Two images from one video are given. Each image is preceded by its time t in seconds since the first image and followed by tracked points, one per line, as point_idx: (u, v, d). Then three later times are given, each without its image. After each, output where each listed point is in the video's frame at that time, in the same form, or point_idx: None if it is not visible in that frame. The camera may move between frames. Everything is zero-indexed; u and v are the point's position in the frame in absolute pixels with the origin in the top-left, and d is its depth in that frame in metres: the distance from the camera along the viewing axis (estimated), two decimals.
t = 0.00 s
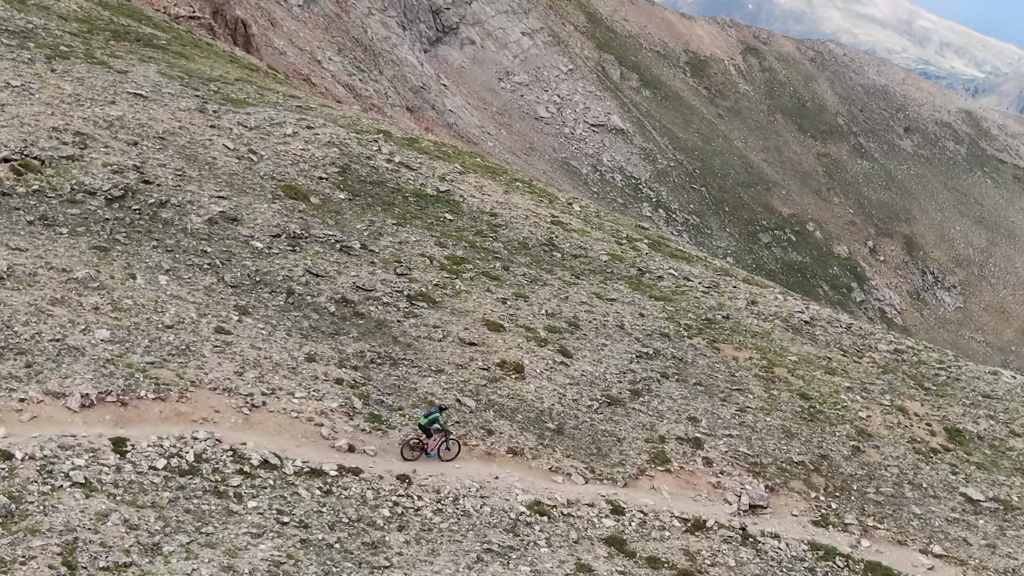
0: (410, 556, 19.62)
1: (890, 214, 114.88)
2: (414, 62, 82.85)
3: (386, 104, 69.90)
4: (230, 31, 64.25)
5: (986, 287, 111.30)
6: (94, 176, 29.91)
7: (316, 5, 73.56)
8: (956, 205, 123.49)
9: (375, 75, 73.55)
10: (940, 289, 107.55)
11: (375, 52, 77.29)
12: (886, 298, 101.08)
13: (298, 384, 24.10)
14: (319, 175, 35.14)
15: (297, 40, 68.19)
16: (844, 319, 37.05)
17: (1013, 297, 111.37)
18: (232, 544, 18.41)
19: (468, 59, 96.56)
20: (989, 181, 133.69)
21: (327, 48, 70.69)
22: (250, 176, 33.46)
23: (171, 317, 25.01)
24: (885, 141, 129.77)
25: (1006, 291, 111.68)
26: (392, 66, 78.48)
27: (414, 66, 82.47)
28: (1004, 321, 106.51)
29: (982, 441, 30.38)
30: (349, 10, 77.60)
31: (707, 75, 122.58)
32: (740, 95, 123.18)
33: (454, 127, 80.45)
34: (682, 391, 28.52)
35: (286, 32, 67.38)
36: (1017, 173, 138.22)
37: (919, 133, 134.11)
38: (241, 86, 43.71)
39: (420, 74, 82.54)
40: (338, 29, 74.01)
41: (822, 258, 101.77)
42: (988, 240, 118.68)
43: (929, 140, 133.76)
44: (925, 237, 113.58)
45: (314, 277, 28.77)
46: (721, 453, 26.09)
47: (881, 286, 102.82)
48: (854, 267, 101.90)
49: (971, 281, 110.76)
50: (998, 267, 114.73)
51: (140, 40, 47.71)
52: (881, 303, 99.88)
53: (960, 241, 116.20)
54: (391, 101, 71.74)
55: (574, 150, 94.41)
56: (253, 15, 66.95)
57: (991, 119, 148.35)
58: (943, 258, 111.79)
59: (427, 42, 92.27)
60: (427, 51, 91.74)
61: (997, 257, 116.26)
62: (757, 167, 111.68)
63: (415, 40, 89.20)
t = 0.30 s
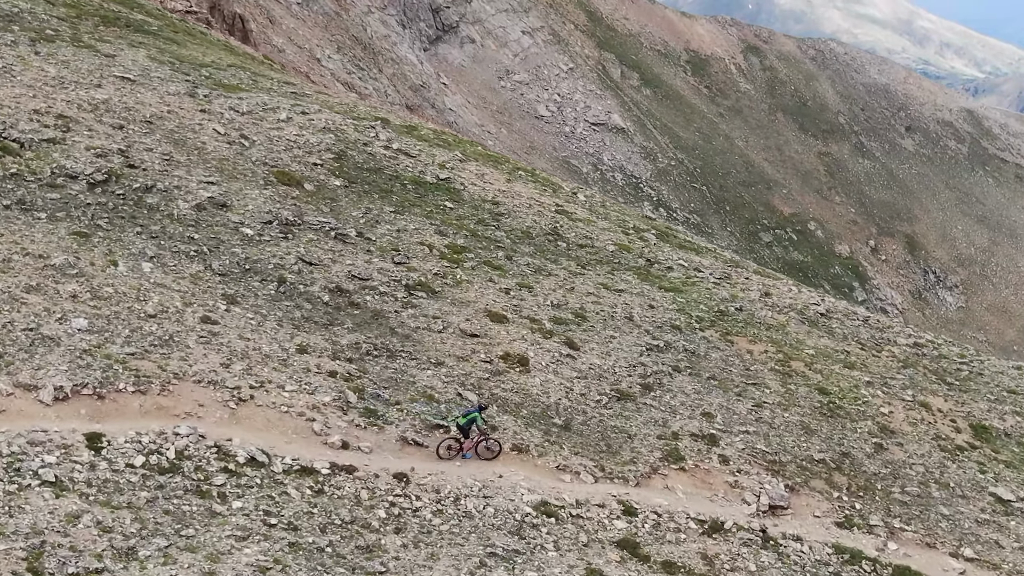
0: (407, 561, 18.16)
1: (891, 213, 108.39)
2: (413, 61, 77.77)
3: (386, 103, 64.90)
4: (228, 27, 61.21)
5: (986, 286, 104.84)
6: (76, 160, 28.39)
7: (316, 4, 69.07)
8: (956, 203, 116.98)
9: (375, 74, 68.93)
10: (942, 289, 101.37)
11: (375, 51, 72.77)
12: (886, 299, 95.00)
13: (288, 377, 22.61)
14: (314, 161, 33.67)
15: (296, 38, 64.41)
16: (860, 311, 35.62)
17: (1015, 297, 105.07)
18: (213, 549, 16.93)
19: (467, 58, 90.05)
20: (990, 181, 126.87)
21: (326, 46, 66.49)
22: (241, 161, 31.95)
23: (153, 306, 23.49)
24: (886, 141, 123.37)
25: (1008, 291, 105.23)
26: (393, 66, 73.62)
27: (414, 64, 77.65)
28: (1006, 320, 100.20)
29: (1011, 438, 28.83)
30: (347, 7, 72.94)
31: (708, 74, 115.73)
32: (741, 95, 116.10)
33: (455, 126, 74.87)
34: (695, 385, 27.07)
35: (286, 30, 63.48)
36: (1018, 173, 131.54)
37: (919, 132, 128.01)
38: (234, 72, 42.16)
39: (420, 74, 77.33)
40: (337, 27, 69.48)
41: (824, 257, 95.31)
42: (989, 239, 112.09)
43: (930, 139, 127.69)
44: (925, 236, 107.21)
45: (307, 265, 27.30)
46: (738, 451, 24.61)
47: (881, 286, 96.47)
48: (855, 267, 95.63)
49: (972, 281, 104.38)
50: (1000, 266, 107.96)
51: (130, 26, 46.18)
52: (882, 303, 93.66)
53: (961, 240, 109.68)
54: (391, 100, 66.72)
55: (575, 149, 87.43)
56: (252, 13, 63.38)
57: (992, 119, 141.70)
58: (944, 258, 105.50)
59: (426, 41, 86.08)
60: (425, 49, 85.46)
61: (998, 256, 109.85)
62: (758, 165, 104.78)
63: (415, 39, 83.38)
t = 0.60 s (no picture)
0: (405, 557, 16.92)
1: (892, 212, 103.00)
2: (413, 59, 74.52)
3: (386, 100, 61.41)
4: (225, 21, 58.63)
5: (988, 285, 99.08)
6: (59, 140, 27.12)
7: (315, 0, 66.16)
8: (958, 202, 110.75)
9: (375, 73, 65.75)
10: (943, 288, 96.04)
11: (375, 48, 69.56)
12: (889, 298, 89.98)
13: (280, 363, 21.35)
14: (309, 144, 32.45)
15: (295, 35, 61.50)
16: (875, 300, 34.42)
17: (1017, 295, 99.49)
18: (196, 545, 15.65)
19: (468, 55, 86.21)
20: (992, 179, 120.31)
21: (326, 43, 63.52)
22: (232, 144, 30.66)
23: (137, 290, 22.23)
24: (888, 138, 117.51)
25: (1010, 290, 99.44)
26: (392, 64, 70.41)
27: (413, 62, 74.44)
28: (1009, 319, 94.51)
29: None
30: (346, 6, 69.62)
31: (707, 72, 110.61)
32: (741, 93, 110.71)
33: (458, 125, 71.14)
34: (706, 373, 25.87)
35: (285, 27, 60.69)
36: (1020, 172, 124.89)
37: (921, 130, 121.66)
38: (227, 55, 40.89)
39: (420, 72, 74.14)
40: (336, 25, 66.35)
41: (824, 256, 90.44)
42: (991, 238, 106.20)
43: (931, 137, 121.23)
44: (926, 234, 101.32)
45: (300, 248, 26.06)
46: (754, 442, 23.37)
47: (883, 286, 91.52)
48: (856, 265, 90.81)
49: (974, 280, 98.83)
50: (1001, 265, 102.36)
51: (121, 9, 44.82)
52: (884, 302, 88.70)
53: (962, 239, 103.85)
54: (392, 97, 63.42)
55: (575, 148, 83.49)
56: (250, 9, 60.38)
57: (993, 116, 134.87)
58: (946, 256, 100.12)
59: (426, 40, 81.95)
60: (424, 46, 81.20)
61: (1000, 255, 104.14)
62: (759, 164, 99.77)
63: (414, 37, 79.34)
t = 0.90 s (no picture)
0: (403, 549, 15.97)
1: (895, 211, 100.94)
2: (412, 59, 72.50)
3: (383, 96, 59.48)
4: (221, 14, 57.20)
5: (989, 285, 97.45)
6: (44, 119, 26.05)
7: None
8: (959, 201, 108.99)
9: (375, 71, 64.13)
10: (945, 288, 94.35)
11: (373, 46, 67.59)
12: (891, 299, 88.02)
13: (273, 347, 20.36)
14: (306, 126, 31.47)
15: (294, 33, 60.22)
16: (888, 287, 33.45)
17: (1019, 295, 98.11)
18: (181, 537, 14.64)
19: (467, 55, 83.09)
20: (993, 178, 118.69)
21: (326, 42, 62.28)
22: (225, 125, 29.67)
23: (124, 272, 21.24)
24: (890, 138, 115.44)
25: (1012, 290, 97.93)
26: (392, 63, 68.58)
27: (412, 61, 72.57)
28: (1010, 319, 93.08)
29: None
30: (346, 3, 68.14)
31: (708, 71, 107.91)
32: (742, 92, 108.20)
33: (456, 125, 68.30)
34: (718, 360, 24.90)
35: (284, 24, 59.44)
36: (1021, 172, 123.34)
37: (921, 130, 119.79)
38: (223, 40, 39.85)
39: (420, 71, 72.45)
40: (336, 23, 65.16)
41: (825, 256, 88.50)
42: (992, 237, 104.48)
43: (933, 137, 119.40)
44: (927, 234, 99.54)
45: (295, 231, 25.05)
46: (770, 432, 22.37)
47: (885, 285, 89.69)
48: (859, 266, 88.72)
49: (976, 279, 97.23)
50: (1003, 264, 100.86)
51: None
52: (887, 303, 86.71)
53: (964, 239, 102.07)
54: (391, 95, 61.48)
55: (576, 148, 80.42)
56: (249, 6, 59.28)
57: (994, 115, 133.16)
58: (947, 255, 98.53)
59: (426, 38, 79.78)
60: (422, 46, 78.69)
61: (1002, 254, 102.54)
62: (760, 163, 97.56)
63: (413, 36, 76.98)
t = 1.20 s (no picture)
0: (404, 531, 15.22)
1: (896, 210, 99.73)
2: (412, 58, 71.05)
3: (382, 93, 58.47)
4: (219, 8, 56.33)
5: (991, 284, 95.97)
6: (34, 96, 25.25)
7: None
8: (960, 200, 107.86)
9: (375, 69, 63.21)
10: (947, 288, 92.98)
11: (373, 45, 66.35)
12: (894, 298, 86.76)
13: (269, 325, 19.63)
14: (304, 107, 30.75)
15: (294, 31, 59.42)
16: (899, 273, 32.73)
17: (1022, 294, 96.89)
18: (170, 517, 13.82)
19: (468, 53, 81.57)
20: (994, 176, 117.73)
21: (327, 41, 61.50)
22: (222, 105, 28.96)
23: (115, 248, 20.49)
24: (891, 136, 114.48)
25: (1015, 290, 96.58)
26: (393, 61, 67.50)
27: (413, 59, 71.27)
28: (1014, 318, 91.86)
29: None
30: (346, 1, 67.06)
31: (709, 70, 106.75)
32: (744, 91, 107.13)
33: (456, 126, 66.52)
34: (728, 343, 24.18)
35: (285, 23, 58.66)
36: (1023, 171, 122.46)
37: (924, 129, 118.79)
38: (221, 24, 39.08)
39: (421, 69, 71.44)
40: (337, 21, 64.49)
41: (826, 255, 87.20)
42: (994, 236, 103.28)
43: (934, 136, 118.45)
44: (928, 233, 98.38)
45: (292, 209, 24.32)
46: (783, 415, 21.64)
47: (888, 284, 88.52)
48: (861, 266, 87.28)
49: (977, 279, 95.88)
50: (1005, 263, 99.64)
51: None
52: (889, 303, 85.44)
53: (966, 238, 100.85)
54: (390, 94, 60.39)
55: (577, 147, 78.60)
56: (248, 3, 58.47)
57: (996, 114, 132.08)
58: (949, 254, 97.36)
59: (426, 36, 78.26)
60: (422, 44, 77.23)
61: (1004, 253, 101.37)
62: (761, 162, 96.42)
63: (414, 35, 75.51)
